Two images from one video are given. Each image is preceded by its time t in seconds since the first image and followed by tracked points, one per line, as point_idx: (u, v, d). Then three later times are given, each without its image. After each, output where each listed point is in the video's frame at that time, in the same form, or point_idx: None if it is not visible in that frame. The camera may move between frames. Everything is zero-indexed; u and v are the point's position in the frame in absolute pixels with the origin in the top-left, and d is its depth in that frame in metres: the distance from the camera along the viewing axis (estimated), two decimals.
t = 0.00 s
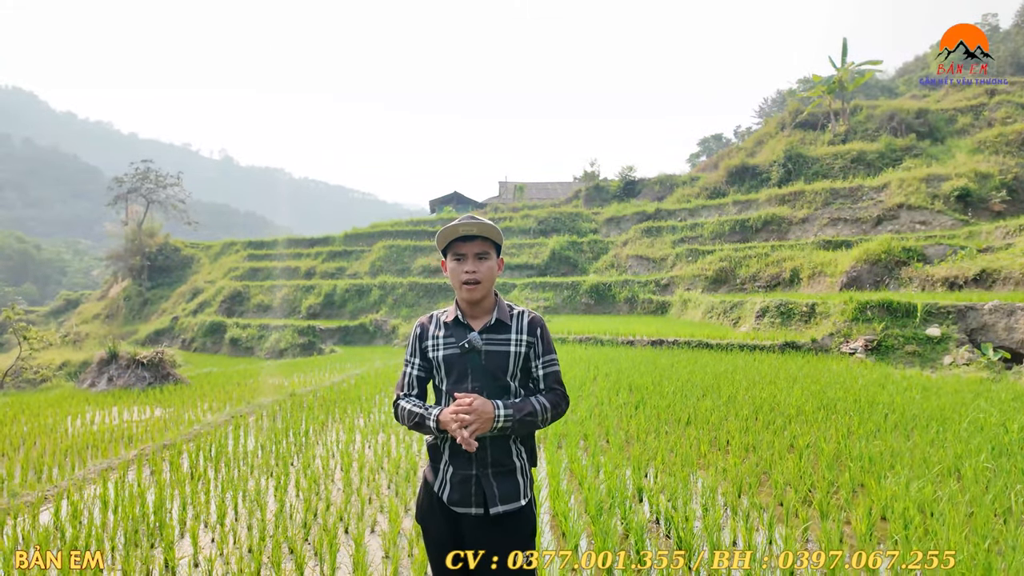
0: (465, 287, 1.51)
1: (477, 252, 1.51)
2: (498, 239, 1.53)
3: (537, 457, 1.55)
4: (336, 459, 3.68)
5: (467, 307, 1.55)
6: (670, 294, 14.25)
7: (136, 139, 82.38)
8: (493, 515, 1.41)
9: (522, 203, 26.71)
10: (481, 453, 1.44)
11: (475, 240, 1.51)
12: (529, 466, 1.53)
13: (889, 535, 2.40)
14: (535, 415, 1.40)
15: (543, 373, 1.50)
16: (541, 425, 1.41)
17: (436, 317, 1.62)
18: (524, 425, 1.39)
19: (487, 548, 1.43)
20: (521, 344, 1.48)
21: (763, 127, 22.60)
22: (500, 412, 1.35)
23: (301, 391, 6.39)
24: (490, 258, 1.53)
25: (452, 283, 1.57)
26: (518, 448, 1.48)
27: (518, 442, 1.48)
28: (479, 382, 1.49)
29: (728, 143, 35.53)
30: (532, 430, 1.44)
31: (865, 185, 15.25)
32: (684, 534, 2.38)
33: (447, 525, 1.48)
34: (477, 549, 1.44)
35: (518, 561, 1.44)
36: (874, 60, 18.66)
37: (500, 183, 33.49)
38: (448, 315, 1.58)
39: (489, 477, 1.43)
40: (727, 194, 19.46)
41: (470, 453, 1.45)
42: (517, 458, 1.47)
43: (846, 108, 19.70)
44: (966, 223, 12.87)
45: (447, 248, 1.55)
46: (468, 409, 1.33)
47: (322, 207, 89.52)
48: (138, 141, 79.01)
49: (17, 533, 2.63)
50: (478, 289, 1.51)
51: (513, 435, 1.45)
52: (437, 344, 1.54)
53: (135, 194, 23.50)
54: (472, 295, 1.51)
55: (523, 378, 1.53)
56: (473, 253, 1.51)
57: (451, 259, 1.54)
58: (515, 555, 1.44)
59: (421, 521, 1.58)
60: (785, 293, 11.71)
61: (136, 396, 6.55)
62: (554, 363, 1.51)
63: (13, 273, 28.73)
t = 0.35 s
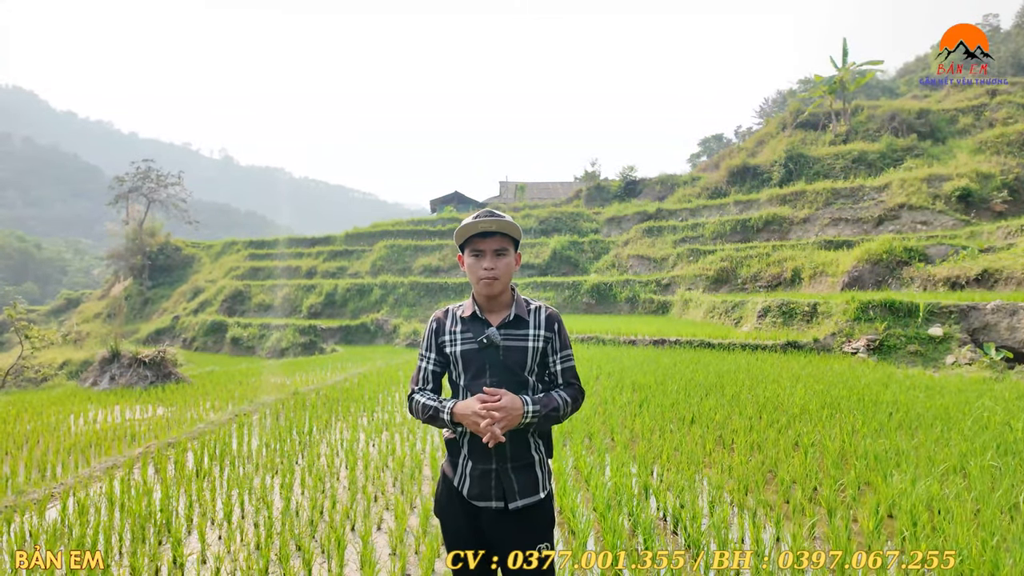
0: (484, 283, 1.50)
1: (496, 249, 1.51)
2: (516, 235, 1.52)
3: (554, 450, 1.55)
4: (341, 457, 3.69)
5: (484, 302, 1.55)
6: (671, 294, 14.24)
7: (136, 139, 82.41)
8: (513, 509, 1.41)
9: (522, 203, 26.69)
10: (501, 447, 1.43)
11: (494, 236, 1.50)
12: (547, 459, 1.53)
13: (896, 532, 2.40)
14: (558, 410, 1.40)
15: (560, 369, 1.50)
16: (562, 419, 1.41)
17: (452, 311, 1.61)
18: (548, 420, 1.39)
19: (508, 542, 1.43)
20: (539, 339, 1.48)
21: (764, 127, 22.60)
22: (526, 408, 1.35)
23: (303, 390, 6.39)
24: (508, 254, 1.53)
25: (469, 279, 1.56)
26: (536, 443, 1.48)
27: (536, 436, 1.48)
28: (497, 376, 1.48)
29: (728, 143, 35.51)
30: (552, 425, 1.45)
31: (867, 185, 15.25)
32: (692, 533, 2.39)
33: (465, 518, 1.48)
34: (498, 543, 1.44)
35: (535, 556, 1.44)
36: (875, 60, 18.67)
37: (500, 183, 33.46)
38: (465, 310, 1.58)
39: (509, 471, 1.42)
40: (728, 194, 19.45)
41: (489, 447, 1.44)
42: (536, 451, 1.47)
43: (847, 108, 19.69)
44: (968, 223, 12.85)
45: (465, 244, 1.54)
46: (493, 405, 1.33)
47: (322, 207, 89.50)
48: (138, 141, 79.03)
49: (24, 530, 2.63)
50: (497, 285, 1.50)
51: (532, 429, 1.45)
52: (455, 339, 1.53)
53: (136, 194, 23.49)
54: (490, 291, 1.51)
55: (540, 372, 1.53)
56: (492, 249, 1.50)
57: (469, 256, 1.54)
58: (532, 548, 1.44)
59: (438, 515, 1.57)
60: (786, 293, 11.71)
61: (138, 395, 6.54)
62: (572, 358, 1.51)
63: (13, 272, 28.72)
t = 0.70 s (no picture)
0: (487, 281, 1.52)
1: (499, 247, 1.52)
2: (518, 234, 1.54)
3: (557, 444, 1.56)
4: (343, 456, 3.71)
5: (487, 300, 1.57)
6: (671, 294, 14.25)
7: (137, 139, 82.46)
8: (517, 503, 1.43)
9: (522, 203, 26.70)
10: (504, 441, 1.45)
11: (497, 235, 1.51)
12: (551, 453, 1.54)
13: (894, 528, 2.42)
14: (562, 405, 1.41)
15: (563, 364, 1.52)
16: (566, 414, 1.43)
17: (456, 309, 1.63)
18: (553, 415, 1.40)
19: (513, 534, 1.45)
20: (541, 336, 1.50)
21: (764, 127, 22.61)
22: (531, 403, 1.35)
23: (305, 389, 6.40)
24: (511, 253, 1.55)
25: (471, 277, 1.58)
26: (540, 437, 1.49)
27: (540, 430, 1.49)
28: (501, 373, 1.49)
29: (728, 143, 35.54)
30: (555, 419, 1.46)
31: (866, 185, 15.27)
32: (693, 530, 2.41)
33: (471, 512, 1.49)
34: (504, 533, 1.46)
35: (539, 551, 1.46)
36: (875, 60, 18.69)
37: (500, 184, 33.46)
38: (469, 307, 1.60)
39: (513, 465, 1.44)
40: (728, 194, 19.46)
41: (493, 441, 1.46)
42: (539, 445, 1.48)
43: (847, 108, 19.70)
44: (967, 222, 12.86)
45: (468, 244, 1.56)
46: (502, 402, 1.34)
47: (322, 207, 89.52)
48: (138, 141, 79.03)
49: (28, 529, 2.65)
50: (500, 284, 1.52)
51: (536, 423, 1.47)
52: (459, 337, 1.55)
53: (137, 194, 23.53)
54: (493, 290, 1.52)
55: (542, 368, 1.55)
56: (495, 249, 1.52)
57: (472, 255, 1.55)
58: (535, 542, 1.45)
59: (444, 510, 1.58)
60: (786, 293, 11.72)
61: (140, 395, 6.57)
62: (573, 354, 1.53)
63: (13, 272, 28.73)
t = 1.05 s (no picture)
0: (479, 282, 1.54)
1: (490, 248, 1.54)
2: (509, 234, 1.56)
3: (551, 443, 1.58)
4: (342, 456, 3.73)
5: (481, 300, 1.59)
6: (670, 294, 14.28)
7: (137, 139, 82.49)
8: (512, 500, 1.45)
9: (522, 203, 26.71)
10: (498, 440, 1.46)
11: (487, 236, 1.53)
12: (545, 453, 1.56)
13: (890, 528, 2.44)
14: (555, 404, 1.43)
15: (555, 364, 1.54)
16: (558, 413, 1.44)
17: (449, 311, 1.65)
18: (545, 414, 1.42)
19: (508, 531, 1.47)
20: (535, 337, 1.52)
21: (763, 127, 22.63)
22: (524, 402, 1.37)
23: (305, 389, 6.42)
24: (502, 253, 1.56)
25: (464, 277, 1.60)
26: (533, 435, 1.51)
27: (533, 430, 1.51)
28: (495, 373, 1.51)
29: (728, 143, 35.56)
30: (548, 418, 1.48)
31: (866, 185, 15.29)
32: (689, 530, 2.42)
33: (466, 510, 1.51)
34: (499, 531, 1.48)
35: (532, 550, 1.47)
36: (875, 60, 18.69)
37: (501, 184, 33.44)
38: (462, 309, 1.61)
39: (507, 464, 1.45)
40: (727, 194, 19.48)
41: (487, 440, 1.47)
42: (534, 444, 1.50)
43: (846, 108, 19.71)
44: (966, 222, 12.87)
45: (460, 245, 1.57)
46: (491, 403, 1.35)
47: (322, 207, 89.54)
48: (138, 141, 79.04)
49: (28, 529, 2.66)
50: (492, 284, 1.54)
51: (530, 423, 1.49)
52: (453, 338, 1.56)
53: (137, 194, 23.55)
54: (486, 290, 1.54)
55: (536, 368, 1.57)
56: (486, 249, 1.54)
57: (464, 256, 1.57)
58: (529, 540, 1.47)
59: (440, 510, 1.60)
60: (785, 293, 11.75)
61: (140, 395, 6.60)
62: (566, 354, 1.55)
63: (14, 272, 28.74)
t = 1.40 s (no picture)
0: (476, 285, 1.55)
1: (488, 251, 1.55)
2: (505, 237, 1.58)
3: (546, 439, 1.60)
4: (341, 455, 3.74)
5: (475, 301, 1.60)
6: (670, 294, 14.29)
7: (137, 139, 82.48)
8: (508, 497, 1.46)
9: (522, 203, 26.71)
10: (495, 438, 1.48)
11: (485, 239, 1.55)
12: (540, 448, 1.58)
13: (886, 526, 2.46)
14: (547, 399, 1.45)
15: (549, 360, 1.56)
16: (550, 409, 1.46)
17: (443, 311, 1.65)
18: (536, 409, 1.44)
19: (504, 528, 1.49)
20: (528, 334, 1.54)
21: (763, 127, 22.63)
22: (516, 399, 1.39)
23: (304, 389, 6.43)
24: (498, 255, 1.58)
25: (459, 280, 1.61)
26: (528, 432, 1.53)
27: (528, 426, 1.53)
28: (491, 372, 1.53)
29: (728, 143, 35.57)
30: (542, 414, 1.50)
31: (865, 185, 15.30)
32: (686, 529, 2.44)
33: (462, 507, 1.52)
34: (495, 528, 1.49)
35: (528, 547, 1.50)
36: (875, 60, 18.70)
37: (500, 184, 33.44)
38: (456, 310, 1.62)
39: (504, 461, 1.47)
40: (727, 193, 19.49)
41: (484, 438, 1.49)
42: (528, 441, 1.52)
43: (846, 108, 19.70)
44: (966, 222, 12.88)
45: (457, 247, 1.58)
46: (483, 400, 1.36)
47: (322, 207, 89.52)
48: (139, 141, 79.03)
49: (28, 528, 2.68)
50: (488, 286, 1.55)
51: (524, 419, 1.50)
52: (448, 339, 1.57)
53: (137, 194, 23.56)
54: (482, 292, 1.55)
55: (530, 365, 1.58)
56: (484, 252, 1.55)
57: (461, 258, 1.58)
58: (525, 537, 1.49)
59: (436, 508, 1.61)
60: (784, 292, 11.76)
61: (140, 395, 6.61)
62: (559, 350, 1.57)
63: (14, 272, 28.75)
